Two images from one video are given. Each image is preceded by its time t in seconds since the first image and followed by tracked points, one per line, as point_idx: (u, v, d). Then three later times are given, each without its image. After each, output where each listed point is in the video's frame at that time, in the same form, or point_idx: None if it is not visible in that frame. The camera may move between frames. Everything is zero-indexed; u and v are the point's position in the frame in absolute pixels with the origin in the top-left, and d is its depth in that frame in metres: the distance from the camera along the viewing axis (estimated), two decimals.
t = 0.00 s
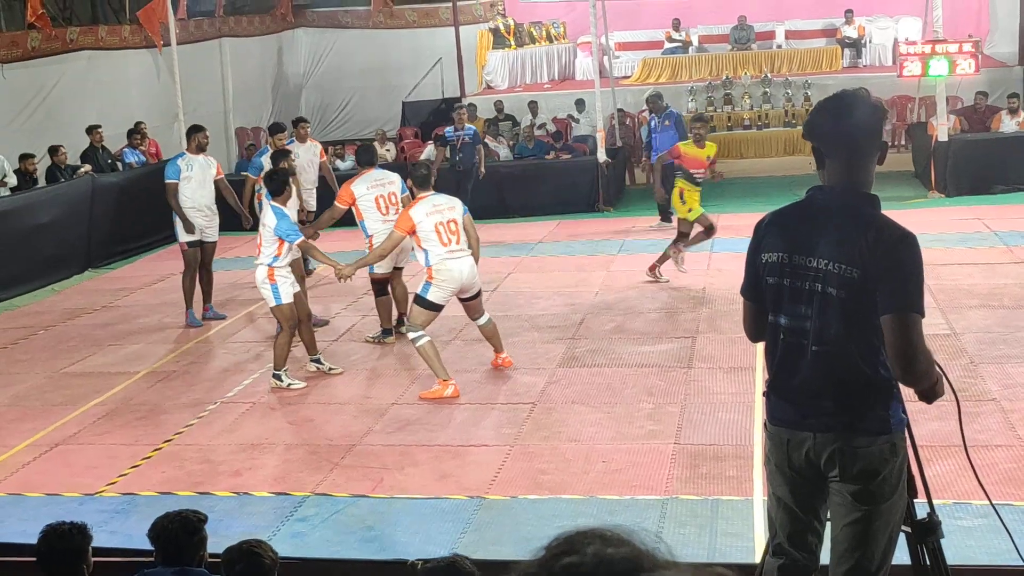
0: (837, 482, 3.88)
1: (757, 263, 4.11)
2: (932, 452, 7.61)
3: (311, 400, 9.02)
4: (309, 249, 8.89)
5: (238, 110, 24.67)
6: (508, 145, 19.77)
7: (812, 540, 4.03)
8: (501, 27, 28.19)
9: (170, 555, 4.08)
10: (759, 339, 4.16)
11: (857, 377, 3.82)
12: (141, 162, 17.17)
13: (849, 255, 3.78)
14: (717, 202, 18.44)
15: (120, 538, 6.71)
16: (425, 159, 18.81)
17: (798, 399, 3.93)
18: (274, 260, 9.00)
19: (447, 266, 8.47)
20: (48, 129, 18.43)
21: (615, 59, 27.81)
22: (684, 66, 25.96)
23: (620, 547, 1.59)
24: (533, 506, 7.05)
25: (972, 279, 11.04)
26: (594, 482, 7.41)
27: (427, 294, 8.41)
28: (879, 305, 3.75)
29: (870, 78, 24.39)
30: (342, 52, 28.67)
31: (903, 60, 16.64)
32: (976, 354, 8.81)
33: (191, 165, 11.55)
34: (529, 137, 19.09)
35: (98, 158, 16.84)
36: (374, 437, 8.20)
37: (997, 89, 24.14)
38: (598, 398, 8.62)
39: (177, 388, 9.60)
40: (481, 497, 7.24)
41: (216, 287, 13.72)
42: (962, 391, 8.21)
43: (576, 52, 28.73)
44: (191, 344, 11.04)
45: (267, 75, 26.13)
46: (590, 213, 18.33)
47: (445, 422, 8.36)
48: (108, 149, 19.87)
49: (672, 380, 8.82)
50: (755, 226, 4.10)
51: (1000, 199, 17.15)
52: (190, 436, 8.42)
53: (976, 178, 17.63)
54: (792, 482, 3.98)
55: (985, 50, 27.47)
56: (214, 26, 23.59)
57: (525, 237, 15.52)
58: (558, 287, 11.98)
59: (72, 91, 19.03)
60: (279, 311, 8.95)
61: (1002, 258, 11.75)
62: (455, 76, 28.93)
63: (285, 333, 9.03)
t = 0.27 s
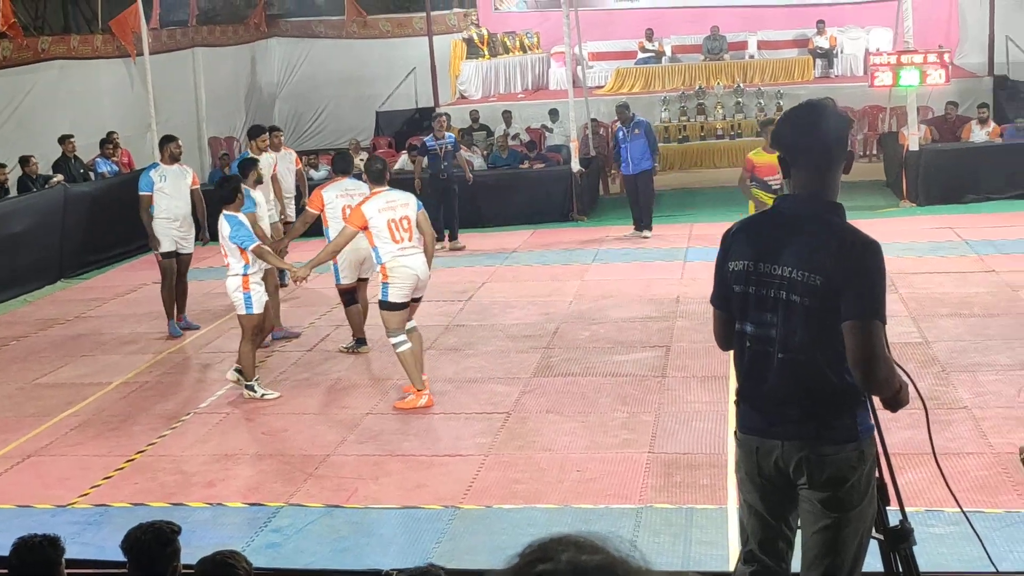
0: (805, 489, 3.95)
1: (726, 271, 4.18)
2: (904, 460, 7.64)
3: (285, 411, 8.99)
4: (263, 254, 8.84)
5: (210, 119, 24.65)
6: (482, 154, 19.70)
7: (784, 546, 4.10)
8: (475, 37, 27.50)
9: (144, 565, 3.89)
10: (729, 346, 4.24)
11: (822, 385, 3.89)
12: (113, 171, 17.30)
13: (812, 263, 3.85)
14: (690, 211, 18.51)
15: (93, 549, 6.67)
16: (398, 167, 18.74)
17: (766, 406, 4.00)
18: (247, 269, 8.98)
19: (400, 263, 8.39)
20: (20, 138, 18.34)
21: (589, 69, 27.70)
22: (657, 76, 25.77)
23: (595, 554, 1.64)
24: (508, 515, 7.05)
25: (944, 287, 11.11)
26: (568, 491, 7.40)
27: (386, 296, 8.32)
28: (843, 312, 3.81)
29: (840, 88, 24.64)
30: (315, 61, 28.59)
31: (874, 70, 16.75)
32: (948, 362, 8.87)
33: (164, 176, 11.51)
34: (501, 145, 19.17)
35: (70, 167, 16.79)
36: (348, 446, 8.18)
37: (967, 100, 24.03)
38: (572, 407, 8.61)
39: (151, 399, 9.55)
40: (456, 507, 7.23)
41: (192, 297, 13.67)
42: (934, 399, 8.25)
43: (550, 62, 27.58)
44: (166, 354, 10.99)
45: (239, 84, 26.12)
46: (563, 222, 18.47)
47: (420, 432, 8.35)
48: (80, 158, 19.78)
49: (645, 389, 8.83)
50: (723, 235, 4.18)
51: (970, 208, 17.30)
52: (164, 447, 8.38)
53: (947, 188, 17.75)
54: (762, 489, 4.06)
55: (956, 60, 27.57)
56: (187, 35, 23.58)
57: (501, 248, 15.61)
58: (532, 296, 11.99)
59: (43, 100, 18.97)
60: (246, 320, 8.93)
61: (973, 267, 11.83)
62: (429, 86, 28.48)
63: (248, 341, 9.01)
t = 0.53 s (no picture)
0: (751, 500, 3.96)
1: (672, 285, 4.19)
2: (852, 470, 7.69)
3: (236, 425, 8.92)
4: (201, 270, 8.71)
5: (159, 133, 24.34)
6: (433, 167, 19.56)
7: (730, 558, 4.10)
8: (424, 51, 26.41)
9: None
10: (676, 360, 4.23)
11: (767, 397, 3.89)
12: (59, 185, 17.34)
13: (756, 275, 3.87)
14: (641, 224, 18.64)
15: (37, 568, 6.57)
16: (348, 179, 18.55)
17: (711, 418, 4.00)
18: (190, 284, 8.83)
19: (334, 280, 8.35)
20: None
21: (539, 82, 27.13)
22: (606, 89, 25.41)
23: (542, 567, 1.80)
24: (458, 529, 7.02)
25: (891, 299, 11.27)
26: (519, 504, 7.38)
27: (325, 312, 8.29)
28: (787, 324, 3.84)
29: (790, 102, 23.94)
30: (263, 75, 27.83)
31: (821, 84, 16.98)
32: (895, 373, 8.94)
33: (112, 190, 11.38)
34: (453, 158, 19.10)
35: (15, 180, 16.70)
36: (298, 461, 8.13)
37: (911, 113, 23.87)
38: (524, 420, 8.60)
39: (100, 415, 9.45)
40: (406, 521, 7.19)
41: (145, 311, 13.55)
42: (881, 410, 8.31)
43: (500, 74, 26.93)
44: (115, 368, 10.90)
45: (189, 98, 25.71)
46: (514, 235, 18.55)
47: (371, 445, 8.31)
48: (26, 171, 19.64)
49: (596, 402, 8.85)
50: (669, 248, 4.18)
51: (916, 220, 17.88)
52: (111, 463, 8.29)
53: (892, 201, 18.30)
54: (709, 500, 4.06)
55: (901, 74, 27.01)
56: (136, 47, 23.34)
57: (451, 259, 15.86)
58: (483, 308, 12.00)
59: None
60: (191, 336, 8.79)
61: (919, 280, 12.05)
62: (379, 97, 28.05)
63: (193, 358, 8.91)
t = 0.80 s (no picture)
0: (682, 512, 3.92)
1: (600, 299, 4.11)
2: (780, 481, 7.75)
3: (167, 443, 8.79)
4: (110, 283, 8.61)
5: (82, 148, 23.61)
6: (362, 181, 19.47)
7: (662, 570, 4.05)
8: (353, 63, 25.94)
9: None
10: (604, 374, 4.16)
11: (697, 410, 3.83)
12: None
13: (685, 290, 3.82)
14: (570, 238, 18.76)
15: None
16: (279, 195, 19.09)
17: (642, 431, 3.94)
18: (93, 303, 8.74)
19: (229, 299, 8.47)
20: None
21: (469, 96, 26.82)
22: (536, 103, 25.35)
23: None
24: (390, 544, 6.96)
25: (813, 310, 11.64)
26: (450, 518, 7.34)
27: (216, 331, 8.36)
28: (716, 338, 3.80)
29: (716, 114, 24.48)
30: (190, 92, 26.71)
31: (747, 98, 17.30)
32: (821, 384, 9.06)
33: (41, 205, 11.29)
34: (383, 172, 19.12)
35: None
36: (228, 477, 8.04)
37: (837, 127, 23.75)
38: (454, 433, 8.60)
39: (25, 433, 9.27)
40: (337, 537, 7.12)
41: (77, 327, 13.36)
42: (809, 421, 8.41)
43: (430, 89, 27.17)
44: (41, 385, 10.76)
45: (115, 114, 24.68)
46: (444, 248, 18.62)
47: (302, 461, 8.25)
48: None
49: (526, 415, 8.90)
50: (597, 263, 4.11)
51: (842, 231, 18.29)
52: (35, 482, 8.13)
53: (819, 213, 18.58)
54: (639, 512, 3.99)
55: (824, 90, 26.88)
56: (59, 60, 22.65)
57: (385, 271, 16.09)
58: (413, 321, 12.12)
59: None
60: (99, 355, 8.66)
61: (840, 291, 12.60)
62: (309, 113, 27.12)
63: (104, 377, 8.75)
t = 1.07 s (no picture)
0: (613, 521, 3.81)
1: (528, 310, 3.99)
2: (705, 488, 7.79)
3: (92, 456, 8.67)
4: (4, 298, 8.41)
5: None
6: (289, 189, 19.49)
7: None
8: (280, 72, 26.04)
9: None
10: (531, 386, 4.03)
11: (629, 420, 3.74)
12: None
13: (617, 299, 3.74)
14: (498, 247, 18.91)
15: None
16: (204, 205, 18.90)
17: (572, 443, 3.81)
18: None
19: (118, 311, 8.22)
20: None
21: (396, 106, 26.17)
22: (464, 112, 24.51)
23: None
24: (318, 556, 6.87)
25: (740, 318, 11.89)
26: (378, 529, 7.28)
27: (97, 342, 8.10)
28: (647, 347, 3.73)
29: (643, 124, 24.48)
30: (114, 100, 26.12)
31: (673, 108, 17.23)
32: (745, 392, 9.19)
33: None
34: (310, 181, 19.09)
35: None
36: (153, 490, 7.93)
37: (761, 138, 24.01)
38: (382, 443, 8.61)
39: None
40: (264, 549, 7.01)
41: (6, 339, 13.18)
42: (733, 428, 8.49)
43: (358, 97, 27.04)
44: None
45: (37, 117, 24.06)
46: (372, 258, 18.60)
47: (228, 472, 8.19)
48: None
49: (453, 424, 8.95)
50: (524, 273, 3.99)
51: (768, 241, 18.40)
52: None
53: (743, 224, 18.76)
54: (570, 525, 3.85)
55: (749, 99, 27.43)
56: None
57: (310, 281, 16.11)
58: (341, 331, 12.25)
59: None
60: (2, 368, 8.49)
61: (766, 300, 12.85)
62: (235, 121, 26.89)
63: (16, 386, 8.68)
